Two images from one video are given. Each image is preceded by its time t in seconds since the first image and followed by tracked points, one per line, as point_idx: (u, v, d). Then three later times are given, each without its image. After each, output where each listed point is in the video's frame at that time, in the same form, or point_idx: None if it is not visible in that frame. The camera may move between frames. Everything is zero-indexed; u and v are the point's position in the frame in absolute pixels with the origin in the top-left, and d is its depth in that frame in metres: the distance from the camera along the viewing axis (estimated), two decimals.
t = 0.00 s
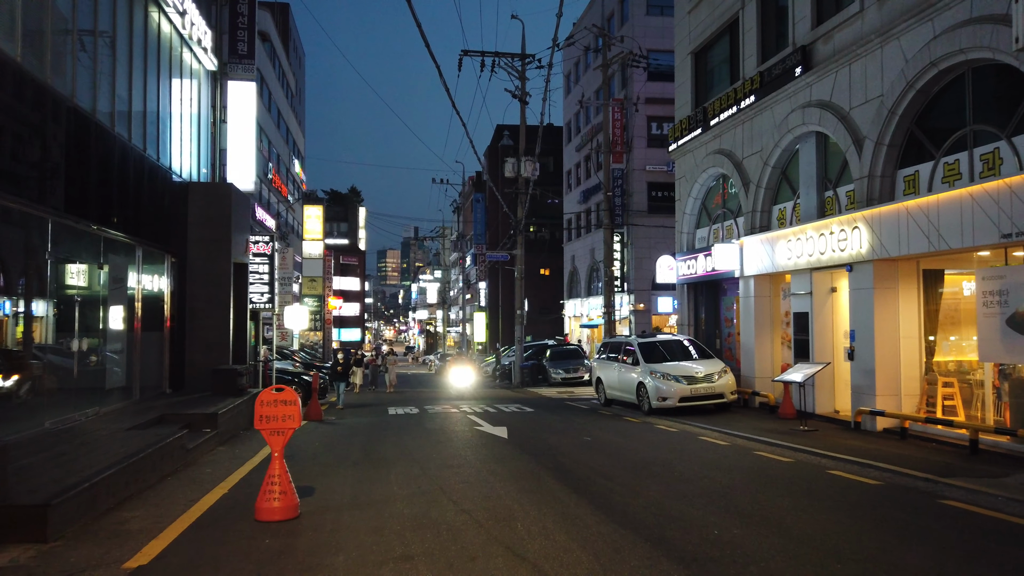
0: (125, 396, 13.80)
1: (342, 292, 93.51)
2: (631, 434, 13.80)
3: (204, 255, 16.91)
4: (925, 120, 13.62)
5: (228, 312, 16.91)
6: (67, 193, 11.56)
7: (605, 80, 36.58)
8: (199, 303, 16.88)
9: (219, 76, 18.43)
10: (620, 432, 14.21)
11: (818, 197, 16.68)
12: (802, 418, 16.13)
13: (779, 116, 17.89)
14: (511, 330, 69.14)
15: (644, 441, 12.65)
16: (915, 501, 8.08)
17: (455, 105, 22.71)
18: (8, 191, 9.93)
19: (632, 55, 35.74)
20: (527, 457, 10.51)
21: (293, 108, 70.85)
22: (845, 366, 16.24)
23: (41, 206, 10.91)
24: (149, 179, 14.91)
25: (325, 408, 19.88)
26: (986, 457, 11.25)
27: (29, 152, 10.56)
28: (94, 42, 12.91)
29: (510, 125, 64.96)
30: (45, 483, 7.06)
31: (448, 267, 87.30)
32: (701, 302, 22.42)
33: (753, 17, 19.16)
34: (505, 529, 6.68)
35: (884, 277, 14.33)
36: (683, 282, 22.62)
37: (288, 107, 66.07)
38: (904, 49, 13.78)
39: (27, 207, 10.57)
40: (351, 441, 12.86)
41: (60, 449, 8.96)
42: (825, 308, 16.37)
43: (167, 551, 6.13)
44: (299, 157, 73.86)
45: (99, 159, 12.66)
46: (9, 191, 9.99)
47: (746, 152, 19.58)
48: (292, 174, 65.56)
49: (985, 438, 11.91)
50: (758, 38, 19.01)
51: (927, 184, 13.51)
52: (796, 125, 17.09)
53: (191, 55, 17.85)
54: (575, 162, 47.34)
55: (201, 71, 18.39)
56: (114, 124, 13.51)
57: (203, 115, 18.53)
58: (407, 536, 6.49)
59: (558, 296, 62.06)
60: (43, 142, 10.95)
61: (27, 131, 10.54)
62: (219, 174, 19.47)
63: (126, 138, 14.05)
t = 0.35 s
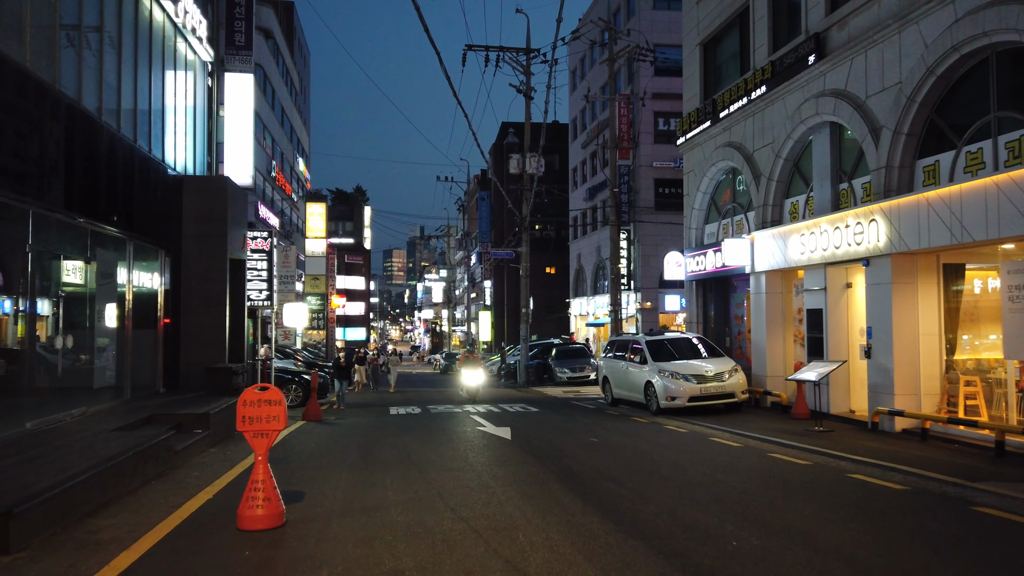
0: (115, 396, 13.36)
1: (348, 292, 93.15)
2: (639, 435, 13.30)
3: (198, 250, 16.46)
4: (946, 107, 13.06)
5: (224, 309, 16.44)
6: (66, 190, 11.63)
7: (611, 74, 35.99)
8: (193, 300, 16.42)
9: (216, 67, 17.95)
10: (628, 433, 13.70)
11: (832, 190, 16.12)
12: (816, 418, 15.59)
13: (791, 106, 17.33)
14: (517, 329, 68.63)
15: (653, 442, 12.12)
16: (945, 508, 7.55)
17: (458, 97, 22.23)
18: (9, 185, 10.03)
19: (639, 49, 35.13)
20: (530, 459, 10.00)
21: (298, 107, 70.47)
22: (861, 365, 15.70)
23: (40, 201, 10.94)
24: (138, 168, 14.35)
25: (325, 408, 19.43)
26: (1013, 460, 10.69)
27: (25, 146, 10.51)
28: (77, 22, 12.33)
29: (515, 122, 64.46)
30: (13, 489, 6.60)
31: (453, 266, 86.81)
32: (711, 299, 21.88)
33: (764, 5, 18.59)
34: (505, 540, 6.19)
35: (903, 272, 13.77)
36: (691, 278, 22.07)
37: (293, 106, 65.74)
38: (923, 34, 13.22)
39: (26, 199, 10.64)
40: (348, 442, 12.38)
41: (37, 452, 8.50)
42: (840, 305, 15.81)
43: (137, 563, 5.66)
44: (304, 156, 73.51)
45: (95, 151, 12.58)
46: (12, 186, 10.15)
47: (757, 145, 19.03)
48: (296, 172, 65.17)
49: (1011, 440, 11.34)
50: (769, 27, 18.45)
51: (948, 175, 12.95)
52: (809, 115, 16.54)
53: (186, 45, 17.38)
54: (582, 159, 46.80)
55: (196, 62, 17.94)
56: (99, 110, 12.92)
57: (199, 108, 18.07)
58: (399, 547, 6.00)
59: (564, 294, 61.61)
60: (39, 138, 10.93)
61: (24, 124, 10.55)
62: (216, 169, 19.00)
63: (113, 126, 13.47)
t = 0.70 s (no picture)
0: (128, 396, 13.09)
1: (370, 292, 93.33)
2: (667, 438, 12.76)
3: (214, 248, 16.16)
4: (991, 94, 12.38)
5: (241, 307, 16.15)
6: (90, 189, 11.83)
7: (634, 69, 35.34)
8: (209, 298, 16.06)
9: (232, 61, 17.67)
10: (654, 436, 13.17)
11: (868, 183, 15.46)
12: (852, 421, 14.95)
13: (824, 96, 16.68)
14: (539, 329, 68.16)
15: (682, 446, 11.58)
16: (1005, 520, 6.97)
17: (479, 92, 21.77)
18: (31, 182, 10.22)
19: (662, 43, 34.45)
20: (555, 464, 9.52)
21: (319, 107, 70.51)
22: (899, 366, 15.02)
23: (61, 201, 11.06)
24: (152, 162, 14.05)
25: (344, 408, 19.09)
26: None
27: (44, 146, 10.55)
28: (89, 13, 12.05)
29: (536, 120, 63.89)
30: (7, 497, 6.25)
31: (475, 266, 86.52)
32: (739, 297, 21.27)
33: None
34: (527, 553, 5.74)
35: (945, 267, 13.09)
36: (719, 276, 21.47)
37: (315, 106, 65.75)
38: (967, 17, 12.54)
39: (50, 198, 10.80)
40: (364, 444, 11.96)
41: (40, 456, 8.18)
42: (877, 303, 15.16)
43: None
44: (326, 156, 73.54)
45: (113, 150, 12.55)
46: (35, 186, 10.37)
47: (787, 138, 18.37)
48: (317, 172, 65.17)
49: None
50: (800, 15, 17.79)
51: (995, 165, 12.26)
52: (844, 106, 15.88)
53: (202, 39, 17.09)
54: (604, 157, 46.20)
55: (212, 56, 17.66)
56: (109, 102, 12.60)
57: (216, 103, 17.80)
58: (413, 560, 5.57)
59: (586, 294, 61.02)
60: (61, 138, 10.98)
61: (44, 123, 10.56)
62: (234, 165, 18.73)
63: (124, 118, 13.18)
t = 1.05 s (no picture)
0: (136, 397, 12.79)
1: (387, 292, 93.24)
2: (690, 442, 12.25)
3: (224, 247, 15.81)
4: None
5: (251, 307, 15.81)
6: (111, 189, 11.90)
7: (654, 65, 34.71)
8: (219, 297, 15.70)
9: (243, 55, 17.35)
10: (676, 439, 12.66)
11: (900, 177, 14.82)
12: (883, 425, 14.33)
13: (853, 87, 16.06)
14: (557, 330, 67.63)
15: (706, 451, 11.05)
16: None
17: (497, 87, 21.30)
18: (51, 183, 10.27)
19: (683, 38, 33.80)
20: (573, 472, 9.03)
21: (337, 107, 70.38)
22: (933, 368, 14.38)
23: (79, 201, 11.06)
24: (160, 158, 13.74)
25: (357, 409, 18.72)
26: None
27: (60, 145, 10.51)
28: (95, 4, 11.74)
29: (555, 119, 63.34)
30: None
31: (492, 266, 86.13)
32: (763, 297, 20.66)
33: None
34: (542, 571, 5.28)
35: (984, 264, 12.46)
36: (742, 275, 20.88)
37: (332, 106, 65.62)
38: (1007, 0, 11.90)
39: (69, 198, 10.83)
40: (375, 447, 11.54)
41: (33, 461, 7.81)
42: (909, 302, 14.53)
43: None
44: (343, 156, 73.39)
45: (128, 150, 12.50)
46: (55, 187, 10.39)
47: (814, 131, 17.77)
48: (335, 172, 65.06)
49: None
50: (828, 4, 17.16)
51: None
52: (875, 97, 15.26)
53: (213, 33, 16.77)
54: (623, 155, 45.59)
55: (224, 51, 17.38)
56: (117, 97, 12.31)
57: (228, 99, 17.51)
58: None
59: (605, 294, 60.43)
60: (77, 135, 11.02)
61: (61, 122, 10.57)
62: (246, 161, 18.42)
63: (133, 113, 12.92)
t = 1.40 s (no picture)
0: (129, 397, 12.36)
1: (394, 291, 92.85)
2: (705, 445, 11.70)
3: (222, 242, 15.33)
4: None
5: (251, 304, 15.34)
6: (113, 187, 11.81)
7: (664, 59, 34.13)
8: (217, 294, 15.22)
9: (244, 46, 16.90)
10: (690, 442, 12.11)
11: (923, 169, 14.24)
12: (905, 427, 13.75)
13: (873, 76, 15.49)
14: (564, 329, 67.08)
15: (723, 455, 10.49)
16: None
17: (504, 79, 20.77)
18: (55, 181, 10.18)
19: (693, 32, 33.21)
20: (582, 479, 8.49)
21: (344, 106, 69.99)
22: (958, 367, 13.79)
23: (83, 198, 10.95)
24: (153, 149, 13.21)
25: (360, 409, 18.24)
26: None
27: (61, 141, 10.41)
28: None
29: (562, 116, 62.74)
30: None
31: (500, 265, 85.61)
32: (777, 294, 20.09)
33: None
34: None
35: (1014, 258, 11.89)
36: (755, 272, 20.33)
37: (339, 104, 65.23)
38: None
39: (71, 195, 10.72)
40: (375, 450, 11.03)
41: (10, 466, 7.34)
42: (932, 298, 13.96)
43: None
44: (350, 155, 72.99)
45: (128, 147, 12.30)
46: (58, 184, 10.29)
47: (831, 123, 17.20)
48: (341, 170, 64.65)
49: None
50: None
51: None
52: (896, 85, 14.68)
53: (211, 22, 16.31)
54: (631, 152, 45.03)
55: (223, 42, 16.92)
56: (109, 86, 11.91)
57: (228, 91, 17.04)
58: None
59: (613, 292, 59.83)
60: (79, 131, 10.92)
61: (61, 119, 10.44)
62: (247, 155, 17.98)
63: (128, 104, 12.53)
